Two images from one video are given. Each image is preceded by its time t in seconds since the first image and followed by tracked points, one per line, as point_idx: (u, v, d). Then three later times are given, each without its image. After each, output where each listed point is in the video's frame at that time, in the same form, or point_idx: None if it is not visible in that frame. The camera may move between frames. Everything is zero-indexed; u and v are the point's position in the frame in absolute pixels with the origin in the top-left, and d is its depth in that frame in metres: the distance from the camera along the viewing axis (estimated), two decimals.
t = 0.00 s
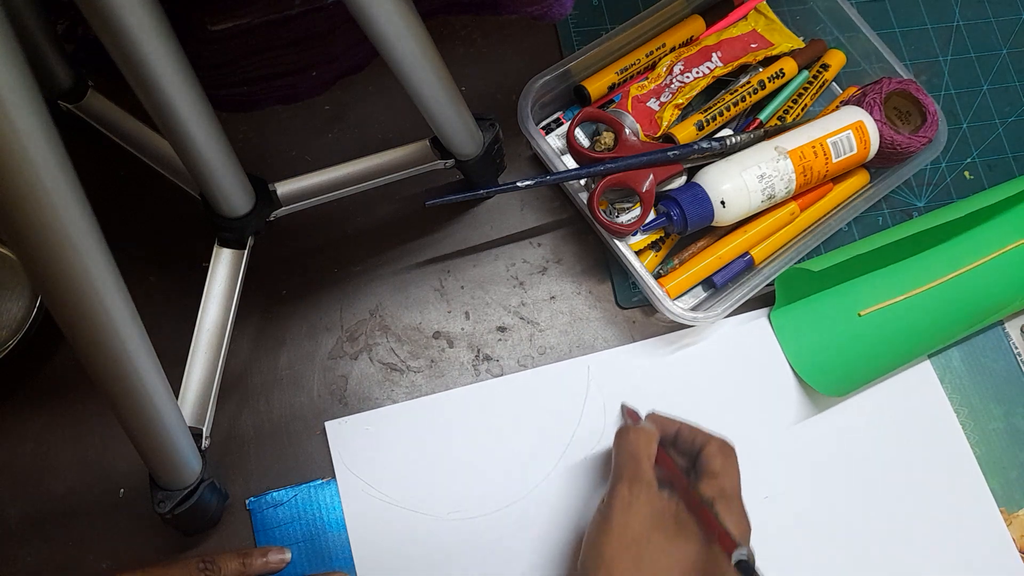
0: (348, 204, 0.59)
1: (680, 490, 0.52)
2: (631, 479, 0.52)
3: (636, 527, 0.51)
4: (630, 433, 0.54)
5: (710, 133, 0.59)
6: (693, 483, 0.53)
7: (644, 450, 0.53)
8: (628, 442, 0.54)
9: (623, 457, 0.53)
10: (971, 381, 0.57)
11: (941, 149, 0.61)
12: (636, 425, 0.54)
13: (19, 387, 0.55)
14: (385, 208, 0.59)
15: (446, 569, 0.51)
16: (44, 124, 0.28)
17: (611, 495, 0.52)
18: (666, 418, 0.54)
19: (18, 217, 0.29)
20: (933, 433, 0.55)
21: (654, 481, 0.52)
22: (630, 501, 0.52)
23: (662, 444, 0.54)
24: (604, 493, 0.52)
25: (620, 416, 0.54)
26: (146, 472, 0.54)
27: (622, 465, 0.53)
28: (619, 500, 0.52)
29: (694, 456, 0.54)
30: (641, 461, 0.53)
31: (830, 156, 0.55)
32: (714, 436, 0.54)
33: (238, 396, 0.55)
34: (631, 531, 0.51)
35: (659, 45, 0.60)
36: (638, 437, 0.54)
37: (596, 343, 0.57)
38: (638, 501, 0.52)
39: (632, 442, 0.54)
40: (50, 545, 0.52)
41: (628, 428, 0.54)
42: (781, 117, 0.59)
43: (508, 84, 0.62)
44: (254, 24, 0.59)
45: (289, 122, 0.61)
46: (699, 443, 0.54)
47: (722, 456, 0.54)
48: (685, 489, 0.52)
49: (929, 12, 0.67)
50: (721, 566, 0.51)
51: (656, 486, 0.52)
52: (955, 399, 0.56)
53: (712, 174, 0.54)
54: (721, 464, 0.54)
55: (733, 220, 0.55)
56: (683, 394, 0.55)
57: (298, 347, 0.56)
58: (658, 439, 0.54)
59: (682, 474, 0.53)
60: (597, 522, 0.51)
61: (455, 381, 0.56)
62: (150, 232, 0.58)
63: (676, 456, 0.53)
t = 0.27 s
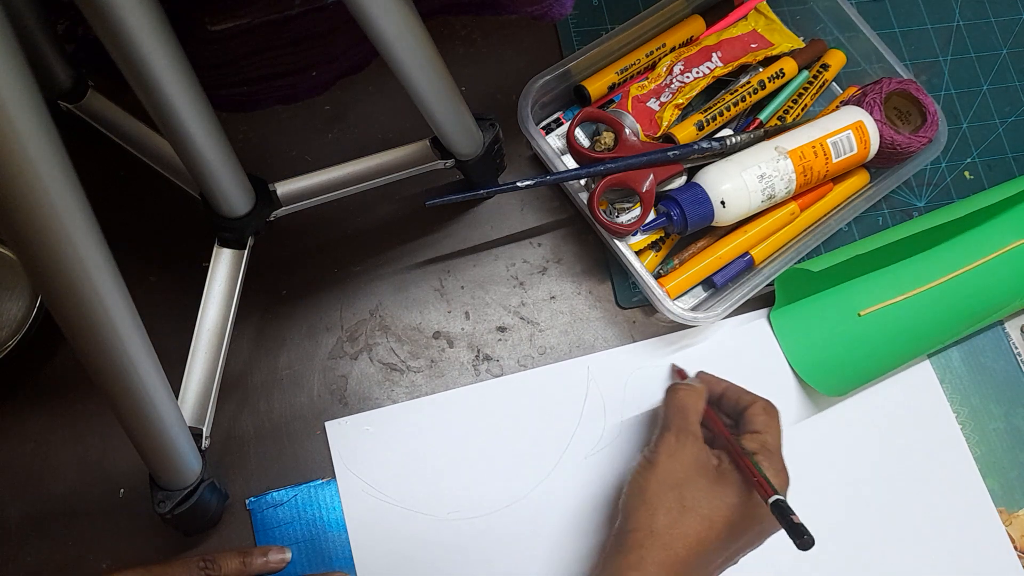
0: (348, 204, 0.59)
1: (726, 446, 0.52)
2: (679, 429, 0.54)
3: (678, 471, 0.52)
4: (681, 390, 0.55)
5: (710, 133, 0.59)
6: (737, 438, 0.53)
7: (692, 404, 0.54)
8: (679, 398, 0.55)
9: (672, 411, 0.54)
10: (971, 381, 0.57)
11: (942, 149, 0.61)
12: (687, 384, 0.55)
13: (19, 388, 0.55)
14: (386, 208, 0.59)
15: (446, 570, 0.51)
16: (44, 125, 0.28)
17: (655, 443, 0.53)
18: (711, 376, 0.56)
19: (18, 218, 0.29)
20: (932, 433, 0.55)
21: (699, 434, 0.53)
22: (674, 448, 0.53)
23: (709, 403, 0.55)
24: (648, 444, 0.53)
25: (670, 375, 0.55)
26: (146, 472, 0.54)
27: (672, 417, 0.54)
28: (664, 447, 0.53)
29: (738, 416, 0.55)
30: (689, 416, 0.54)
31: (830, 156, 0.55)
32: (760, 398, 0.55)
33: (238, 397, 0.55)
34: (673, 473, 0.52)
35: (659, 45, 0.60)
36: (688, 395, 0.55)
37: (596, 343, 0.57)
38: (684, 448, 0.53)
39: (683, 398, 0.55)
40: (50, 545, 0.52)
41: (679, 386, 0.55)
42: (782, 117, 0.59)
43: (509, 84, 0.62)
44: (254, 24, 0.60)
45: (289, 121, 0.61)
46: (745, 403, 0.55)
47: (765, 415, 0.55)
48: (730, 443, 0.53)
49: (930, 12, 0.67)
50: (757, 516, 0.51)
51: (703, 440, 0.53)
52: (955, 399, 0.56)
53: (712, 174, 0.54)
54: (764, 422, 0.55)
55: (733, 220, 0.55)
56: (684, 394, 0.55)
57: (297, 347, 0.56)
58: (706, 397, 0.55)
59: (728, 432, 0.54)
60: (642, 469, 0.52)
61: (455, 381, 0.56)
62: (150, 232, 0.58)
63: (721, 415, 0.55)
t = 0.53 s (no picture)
0: (348, 204, 0.59)
1: (714, 470, 0.52)
2: (666, 452, 0.52)
3: (665, 496, 0.51)
4: (669, 410, 0.54)
5: (710, 133, 0.59)
6: (725, 463, 0.53)
7: (679, 425, 0.53)
8: (666, 420, 0.54)
9: (659, 432, 0.53)
10: (971, 381, 0.57)
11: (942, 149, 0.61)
12: (675, 406, 0.54)
13: (19, 388, 0.55)
14: (386, 208, 0.59)
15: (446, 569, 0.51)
16: (44, 124, 0.28)
17: (642, 466, 0.52)
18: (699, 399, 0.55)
19: (18, 218, 0.29)
20: (932, 433, 0.55)
21: (688, 456, 0.52)
22: (663, 473, 0.52)
23: (698, 425, 0.54)
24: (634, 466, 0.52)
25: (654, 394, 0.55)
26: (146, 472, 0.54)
27: (657, 440, 0.53)
28: (652, 470, 0.52)
29: (726, 439, 0.54)
30: (677, 437, 0.53)
31: (830, 156, 0.55)
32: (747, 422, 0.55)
33: (238, 397, 0.55)
34: (661, 498, 0.51)
35: (659, 45, 0.60)
36: (676, 415, 0.54)
37: (596, 343, 0.57)
38: (671, 472, 0.52)
39: (670, 419, 0.54)
40: (50, 545, 0.52)
41: (667, 406, 0.54)
42: (782, 117, 0.59)
43: (509, 84, 0.62)
44: (255, 23, 0.60)
45: (289, 121, 0.61)
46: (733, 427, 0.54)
47: (754, 438, 0.54)
48: (718, 468, 0.52)
49: (930, 12, 0.67)
50: (747, 542, 0.51)
51: (692, 465, 0.52)
52: (955, 399, 0.56)
53: (712, 174, 0.54)
54: (752, 446, 0.54)
55: (734, 220, 0.55)
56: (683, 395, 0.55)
57: (297, 347, 0.56)
58: (695, 419, 0.54)
59: (717, 457, 0.53)
60: (628, 489, 0.52)
61: (455, 381, 0.56)
62: (150, 232, 0.58)
63: (709, 437, 0.54)
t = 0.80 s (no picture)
0: (348, 205, 0.59)
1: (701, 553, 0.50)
2: (649, 530, 0.50)
3: None
4: (654, 484, 0.52)
5: (710, 133, 0.59)
6: (712, 546, 0.50)
7: (665, 503, 0.52)
8: (651, 495, 0.52)
9: (644, 505, 0.52)
10: (971, 380, 0.57)
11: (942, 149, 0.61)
12: (662, 480, 0.53)
13: (19, 387, 0.55)
14: (386, 208, 0.60)
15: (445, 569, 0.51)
16: (44, 123, 0.28)
17: (625, 547, 0.50)
18: (685, 473, 0.53)
19: (18, 216, 0.29)
20: (932, 433, 0.55)
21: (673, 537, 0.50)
22: (647, 556, 0.50)
23: (682, 501, 0.52)
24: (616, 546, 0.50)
25: (642, 464, 0.53)
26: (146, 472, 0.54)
27: (642, 517, 0.51)
28: (635, 553, 0.50)
29: (714, 517, 0.52)
30: (662, 518, 0.51)
31: (830, 156, 0.55)
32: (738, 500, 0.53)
33: (238, 396, 0.55)
34: None
35: (659, 45, 0.60)
36: (662, 491, 0.52)
37: (595, 343, 0.57)
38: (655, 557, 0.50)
39: (655, 495, 0.52)
40: (50, 546, 0.52)
41: (653, 480, 0.53)
42: (782, 117, 0.59)
43: (509, 84, 0.62)
44: (255, 23, 0.60)
45: (289, 121, 0.61)
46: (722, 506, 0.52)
47: (743, 520, 0.52)
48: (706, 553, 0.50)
49: (930, 12, 0.67)
50: None
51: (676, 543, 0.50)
52: (955, 399, 0.56)
53: (712, 174, 0.54)
54: (742, 528, 0.52)
55: (734, 220, 0.55)
56: (682, 396, 0.55)
57: (297, 347, 0.56)
58: (681, 495, 0.52)
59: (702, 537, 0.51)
60: None
61: (455, 381, 0.56)
62: (150, 232, 0.58)
63: (697, 513, 0.52)
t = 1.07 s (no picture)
0: (348, 205, 0.59)
1: None
2: (634, 555, 0.47)
3: None
4: (642, 506, 0.49)
5: (710, 133, 0.59)
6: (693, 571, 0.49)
7: (651, 525, 0.48)
8: (638, 516, 0.49)
9: (627, 531, 0.48)
10: (971, 380, 0.57)
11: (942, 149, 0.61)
12: (649, 499, 0.50)
13: (19, 387, 0.55)
14: (386, 208, 0.60)
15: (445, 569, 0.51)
16: (44, 124, 0.28)
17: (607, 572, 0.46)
18: (671, 491, 0.52)
19: (18, 217, 0.29)
20: (932, 433, 0.55)
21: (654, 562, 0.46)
22: None
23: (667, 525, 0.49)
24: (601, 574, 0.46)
25: (626, 479, 0.53)
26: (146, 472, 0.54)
27: (626, 538, 0.48)
28: None
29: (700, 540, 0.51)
30: (646, 539, 0.48)
31: (830, 156, 0.55)
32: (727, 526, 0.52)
33: (238, 396, 0.55)
34: None
35: (659, 45, 0.60)
36: (649, 512, 0.49)
37: (595, 343, 0.57)
38: None
39: (641, 517, 0.49)
40: (50, 546, 0.52)
41: (640, 499, 0.50)
42: (782, 117, 0.59)
43: (509, 84, 0.62)
44: (255, 23, 0.60)
45: (289, 121, 0.61)
46: (709, 532, 0.51)
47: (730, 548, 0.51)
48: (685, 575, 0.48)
49: (930, 12, 0.67)
50: None
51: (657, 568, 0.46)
52: (955, 399, 0.56)
53: (712, 174, 0.54)
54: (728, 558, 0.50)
55: (734, 220, 0.55)
56: (682, 396, 0.55)
57: (298, 347, 0.56)
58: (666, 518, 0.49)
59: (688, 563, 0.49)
60: None
61: (456, 381, 0.56)
62: (150, 232, 0.58)
63: (682, 537, 0.51)
